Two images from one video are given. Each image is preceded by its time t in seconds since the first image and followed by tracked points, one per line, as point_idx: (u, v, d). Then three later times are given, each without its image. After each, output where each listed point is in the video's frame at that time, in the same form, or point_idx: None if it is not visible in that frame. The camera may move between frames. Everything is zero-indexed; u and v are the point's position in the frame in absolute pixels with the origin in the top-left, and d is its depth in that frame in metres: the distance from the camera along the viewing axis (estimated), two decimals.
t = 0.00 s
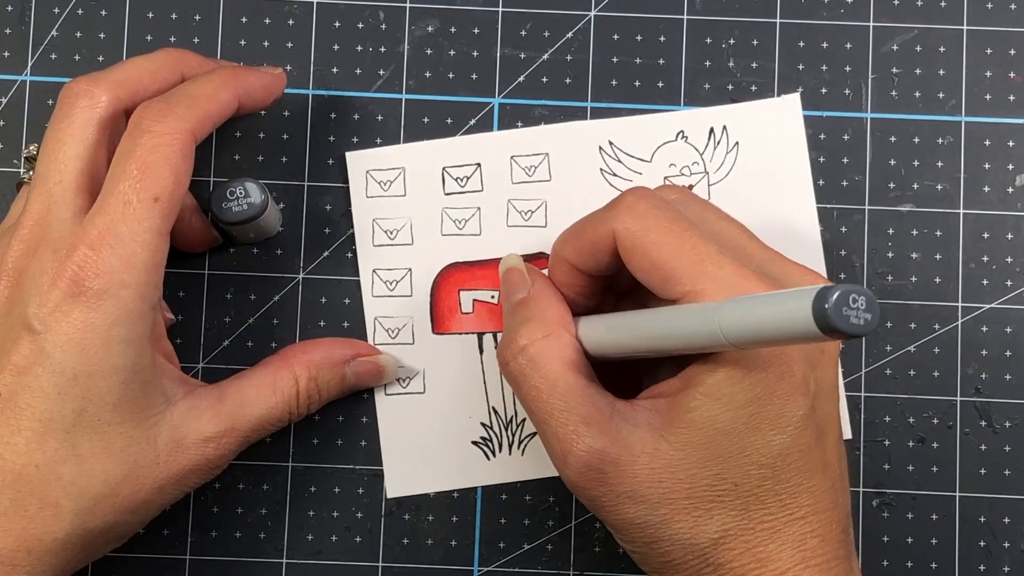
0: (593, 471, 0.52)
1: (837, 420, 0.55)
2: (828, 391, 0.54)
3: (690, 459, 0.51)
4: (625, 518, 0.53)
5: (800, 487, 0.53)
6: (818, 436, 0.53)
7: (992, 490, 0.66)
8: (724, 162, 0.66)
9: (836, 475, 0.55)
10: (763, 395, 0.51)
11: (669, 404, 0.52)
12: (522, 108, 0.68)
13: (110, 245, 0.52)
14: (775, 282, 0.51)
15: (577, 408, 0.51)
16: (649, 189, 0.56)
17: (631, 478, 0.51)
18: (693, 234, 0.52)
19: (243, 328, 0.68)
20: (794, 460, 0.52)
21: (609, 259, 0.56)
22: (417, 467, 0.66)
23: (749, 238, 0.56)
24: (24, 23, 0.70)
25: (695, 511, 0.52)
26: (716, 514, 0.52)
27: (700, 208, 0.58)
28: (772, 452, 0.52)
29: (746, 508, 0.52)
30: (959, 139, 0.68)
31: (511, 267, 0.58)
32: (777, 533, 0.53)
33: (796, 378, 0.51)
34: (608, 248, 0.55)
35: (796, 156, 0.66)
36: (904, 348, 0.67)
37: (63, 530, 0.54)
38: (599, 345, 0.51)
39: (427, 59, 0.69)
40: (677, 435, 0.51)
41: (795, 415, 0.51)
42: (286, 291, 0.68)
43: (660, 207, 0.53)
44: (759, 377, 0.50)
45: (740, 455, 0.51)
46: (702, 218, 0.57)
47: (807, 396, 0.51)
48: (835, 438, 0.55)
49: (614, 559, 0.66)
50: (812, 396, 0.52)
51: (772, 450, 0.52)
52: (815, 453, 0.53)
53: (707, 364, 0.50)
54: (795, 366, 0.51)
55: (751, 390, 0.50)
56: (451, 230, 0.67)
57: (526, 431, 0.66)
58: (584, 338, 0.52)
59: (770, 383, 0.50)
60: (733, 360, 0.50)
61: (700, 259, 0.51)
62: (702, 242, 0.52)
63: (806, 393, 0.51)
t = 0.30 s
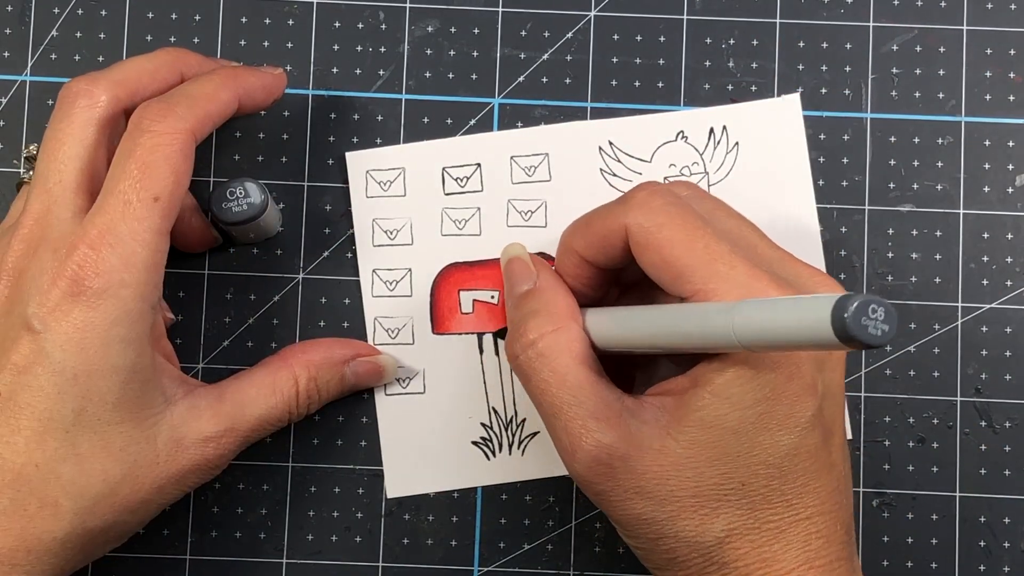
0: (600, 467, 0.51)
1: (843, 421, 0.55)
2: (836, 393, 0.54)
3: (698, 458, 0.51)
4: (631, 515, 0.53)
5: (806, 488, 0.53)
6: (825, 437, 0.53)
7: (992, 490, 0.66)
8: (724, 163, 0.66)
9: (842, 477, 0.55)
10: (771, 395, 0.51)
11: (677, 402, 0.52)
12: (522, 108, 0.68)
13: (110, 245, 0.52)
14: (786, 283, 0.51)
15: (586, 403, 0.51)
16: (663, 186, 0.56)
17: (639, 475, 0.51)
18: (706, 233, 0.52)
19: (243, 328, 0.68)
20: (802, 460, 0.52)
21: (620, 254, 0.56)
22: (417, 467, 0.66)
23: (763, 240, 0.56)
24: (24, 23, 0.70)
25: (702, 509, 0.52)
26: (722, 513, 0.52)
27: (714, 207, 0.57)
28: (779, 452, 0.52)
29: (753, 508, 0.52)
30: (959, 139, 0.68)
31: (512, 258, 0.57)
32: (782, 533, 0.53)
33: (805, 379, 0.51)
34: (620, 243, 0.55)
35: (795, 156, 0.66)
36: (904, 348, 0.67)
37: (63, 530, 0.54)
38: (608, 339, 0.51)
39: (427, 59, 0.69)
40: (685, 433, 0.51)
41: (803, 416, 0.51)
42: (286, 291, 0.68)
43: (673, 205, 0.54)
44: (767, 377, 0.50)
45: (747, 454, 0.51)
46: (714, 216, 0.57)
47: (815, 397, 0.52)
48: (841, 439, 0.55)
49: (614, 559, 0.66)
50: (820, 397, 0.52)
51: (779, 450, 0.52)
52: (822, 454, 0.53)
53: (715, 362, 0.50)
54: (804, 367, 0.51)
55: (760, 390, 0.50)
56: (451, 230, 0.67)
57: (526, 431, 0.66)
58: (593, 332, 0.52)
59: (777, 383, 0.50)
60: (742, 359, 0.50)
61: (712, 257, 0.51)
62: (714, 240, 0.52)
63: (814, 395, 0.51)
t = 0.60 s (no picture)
0: (600, 465, 0.52)
1: (844, 425, 0.55)
2: (837, 397, 0.53)
3: (697, 459, 0.51)
4: (629, 513, 0.53)
5: (805, 491, 0.53)
6: (825, 441, 0.53)
7: (992, 491, 0.66)
8: (724, 162, 0.66)
9: (841, 480, 0.55)
10: (771, 398, 0.50)
11: (676, 403, 0.51)
12: (522, 108, 0.68)
13: (110, 244, 0.52)
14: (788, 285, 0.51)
15: (588, 399, 0.51)
16: (669, 186, 0.56)
17: (637, 474, 0.51)
18: (708, 234, 0.52)
19: (243, 328, 0.68)
20: (800, 463, 0.52)
21: (624, 253, 0.56)
22: (418, 467, 0.66)
23: (765, 242, 0.56)
24: (24, 23, 0.70)
25: (700, 509, 0.52)
26: (720, 514, 0.52)
27: (718, 208, 0.57)
28: (778, 454, 0.52)
29: (750, 510, 0.52)
30: (959, 140, 0.68)
31: (524, 254, 0.58)
32: (780, 535, 0.53)
33: (805, 382, 0.51)
34: (624, 243, 0.55)
35: (795, 156, 0.66)
36: (904, 348, 0.67)
37: (62, 529, 0.54)
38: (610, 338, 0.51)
39: (427, 59, 0.69)
40: (685, 434, 0.51)
41: (802, 419, 0.51)
42: (286, 291, 0.68)
43: (678, 205, 0.53)
44: (767, 379, 0.50)
45: (746, 456, 0.51)
46: (720, 218, 0.57)
47: (815, 400, 0.51)
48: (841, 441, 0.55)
49: (614, 559, 0.66)
50: (820, 401, 0.52)
51: (778, 452, 0.52)
52: (821, 457, 0.53)
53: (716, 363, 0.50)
54: (804, 371, 0.51)
55: (760, 393, 0.50)
56: (451, 230, 0.67)
57: (527, 431, 0.66)
58: (598, 329, 0.52)
59: (777, 386, 0.50)
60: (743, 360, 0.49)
61: (714, 259, 0.51)
62: (718, 242, 0.52)
63: (814, 399, 0.51)
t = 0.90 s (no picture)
0: (599, 465, 0.52)
1: (842, 424, 0.55)
2: (835, 397, 0.53)
3: (696, 459, 0.51)
4: (628, 515, 0.53)
5: (803, 490, 0.53)
6: (823, 440, 0.53)
7: (992, 490, 0.66)
8: (725, 162, 0.66)
9: (840, 479, 0.55)
10: (769, 396, 0.51)
11: (675, 403, 0.51)
12: (522, 108, 0.68)
13: (110, 244, 0.52)
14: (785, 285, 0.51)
15: (587, 400, 0.51)
16: (664, 187, 0.56)
17: (635, 475, 0.51)
18: (705, 234, 0.52)
19: (243, 328, 0.68)
20: (798, 462, 0.52)
21: (621, 255, 0.56)
22: (418, 467, 0.66)
23: (761, 241, 0.56)
24: (24, 23, 0.70)
25: (698, 510, 0.52)
26: (718, 514, 0.52)
27: (714, 208, 0.57)
28: (776, 454, 0.52)
29: (749, 509, 0.52)
30: (959, 139, 0.68)
31: (526, 254, 0.58)
32: (778, 534, 0.53)
33: (802, 382, 0.51)
34: (620, 245, 0.55)
35: (795, 156, 0.66)
36: (904, 348, 0.67)
37: (62, 528, 0.54)
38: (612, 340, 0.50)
39: (427, 59, 0.69)
40: (683, 434, 0.51)
41: (800, 418, 0.51)
42: (286, 291, 0.68)
43: (673, 206, 0.54)
44: (765, 378, 0.50)
45: (744, 455, 0.51)
46: (716, 219, 0.57)
47: (813, 399, 0.52)
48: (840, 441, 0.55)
49: (614, 559, 0.66)
50: (818, 400, 0.52)
51: (776, 451, 0.52)
52: (819, 456, 0.53)
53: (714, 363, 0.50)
54: (802, 370, 0.51)
55: (758, 392, 0.50)
56: (451, 230, 0.67)
57: (526, 431, 0.66)
58: (596, 331, 0.51)
59: (776, 385, 0.50)
60: (741, 359, 0.50)
61: (711, 258, 0.51)
62: (715, 242, 0.52)
63: (812, 397, 0.51)
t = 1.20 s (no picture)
0: (600, 464, 0.52)
1: (843, 424, 0.55)
2: (836, 398, 0.53)
3: (697, 458, 0.51)
4: (629, 513, 0.53)
5: (805, 490, 0.53)
6: (824, 440, 0.53)
7: (992, 490, 0.66)
8: (724, 162, 0.66)
9: (841, 479, 0.55)
10: (770, 396, 0.50)
11: (676, 402, 0.51)
12: (522, 108, 0.68)
13: (110, 243, 0.52)
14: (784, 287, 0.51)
15: (586, 399, 0.51)
16: (667, 186, 0.56)
17: (637, 474, 0.51)
18: (707, 233, 0.52)
19: (243, 328, 0.68)
20: (800, 462, 0.52)
21: (622, 253, 0.56)
22: (418, 467, 0.66)
23: (762, 241, 0.56)
24: (24, 23, 0.70)
25: (699, 509, 0.52)
26: (720, 513, 0.52)
27: (716, 207, 0.57)
28: (777, 454, 0.52)
29: (750, 509, 0.52)
30: (959, 140, 0.68)
31: (517, 253, 0.58)
32: (780, 535, 0.53)
33: (804, 383, 0.51)
34: (621, 243, 0.55)
35: (795, 156, 0.66)
36: (904, 348, 0.67)
37: (62, 527, 0.54)
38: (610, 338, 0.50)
39: (427, 59, 0.69)
40: (685, 434, 0.51)
41: (801, 418, 0.51)
42: (286, 291, 0.68)
43: (675, 205, 0.53)
44: (766, 379, 0.50)
45: (746, 455, 0.51)
46: (717, 218, 0.57)
47: (814, 400, 0.51)
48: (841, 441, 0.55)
49: (614, 559, 0.66)
50: (819, 400, 0.52)
51: (777, 451, 0.52)
52: (820, 457, 0.53)
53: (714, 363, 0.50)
54: (803, 370, 0.51)
55: (759, 392, 0.50)
56: (451, 230, 0.67)
57: (527, 431, 0.66)
58: (595, 330, 0.52)
59: (776, 386, 0.50)
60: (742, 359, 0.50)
61: (712, 258, 0.51)
62: (715, 242, 0.52)
63: (814, 397, 0.51)
